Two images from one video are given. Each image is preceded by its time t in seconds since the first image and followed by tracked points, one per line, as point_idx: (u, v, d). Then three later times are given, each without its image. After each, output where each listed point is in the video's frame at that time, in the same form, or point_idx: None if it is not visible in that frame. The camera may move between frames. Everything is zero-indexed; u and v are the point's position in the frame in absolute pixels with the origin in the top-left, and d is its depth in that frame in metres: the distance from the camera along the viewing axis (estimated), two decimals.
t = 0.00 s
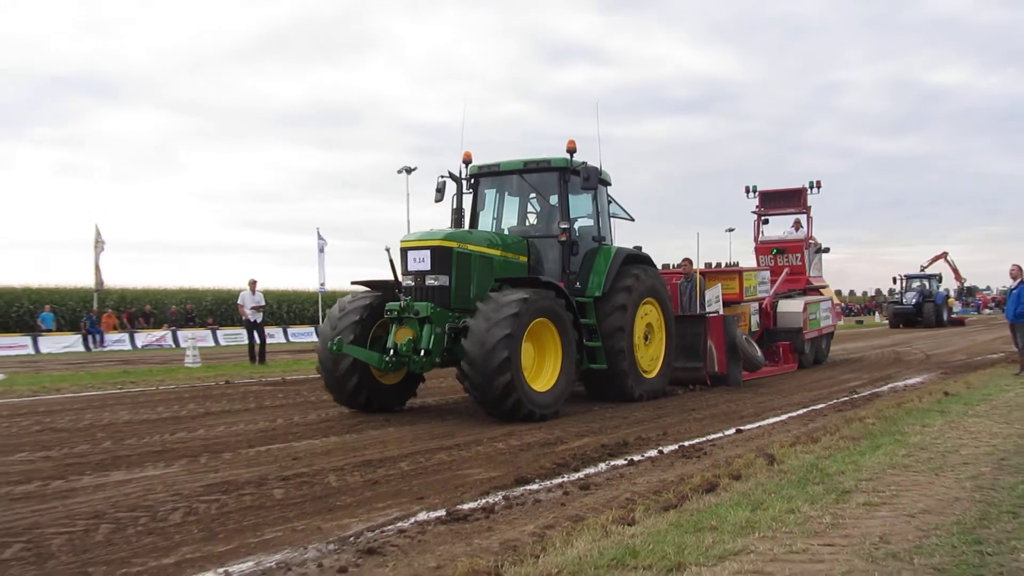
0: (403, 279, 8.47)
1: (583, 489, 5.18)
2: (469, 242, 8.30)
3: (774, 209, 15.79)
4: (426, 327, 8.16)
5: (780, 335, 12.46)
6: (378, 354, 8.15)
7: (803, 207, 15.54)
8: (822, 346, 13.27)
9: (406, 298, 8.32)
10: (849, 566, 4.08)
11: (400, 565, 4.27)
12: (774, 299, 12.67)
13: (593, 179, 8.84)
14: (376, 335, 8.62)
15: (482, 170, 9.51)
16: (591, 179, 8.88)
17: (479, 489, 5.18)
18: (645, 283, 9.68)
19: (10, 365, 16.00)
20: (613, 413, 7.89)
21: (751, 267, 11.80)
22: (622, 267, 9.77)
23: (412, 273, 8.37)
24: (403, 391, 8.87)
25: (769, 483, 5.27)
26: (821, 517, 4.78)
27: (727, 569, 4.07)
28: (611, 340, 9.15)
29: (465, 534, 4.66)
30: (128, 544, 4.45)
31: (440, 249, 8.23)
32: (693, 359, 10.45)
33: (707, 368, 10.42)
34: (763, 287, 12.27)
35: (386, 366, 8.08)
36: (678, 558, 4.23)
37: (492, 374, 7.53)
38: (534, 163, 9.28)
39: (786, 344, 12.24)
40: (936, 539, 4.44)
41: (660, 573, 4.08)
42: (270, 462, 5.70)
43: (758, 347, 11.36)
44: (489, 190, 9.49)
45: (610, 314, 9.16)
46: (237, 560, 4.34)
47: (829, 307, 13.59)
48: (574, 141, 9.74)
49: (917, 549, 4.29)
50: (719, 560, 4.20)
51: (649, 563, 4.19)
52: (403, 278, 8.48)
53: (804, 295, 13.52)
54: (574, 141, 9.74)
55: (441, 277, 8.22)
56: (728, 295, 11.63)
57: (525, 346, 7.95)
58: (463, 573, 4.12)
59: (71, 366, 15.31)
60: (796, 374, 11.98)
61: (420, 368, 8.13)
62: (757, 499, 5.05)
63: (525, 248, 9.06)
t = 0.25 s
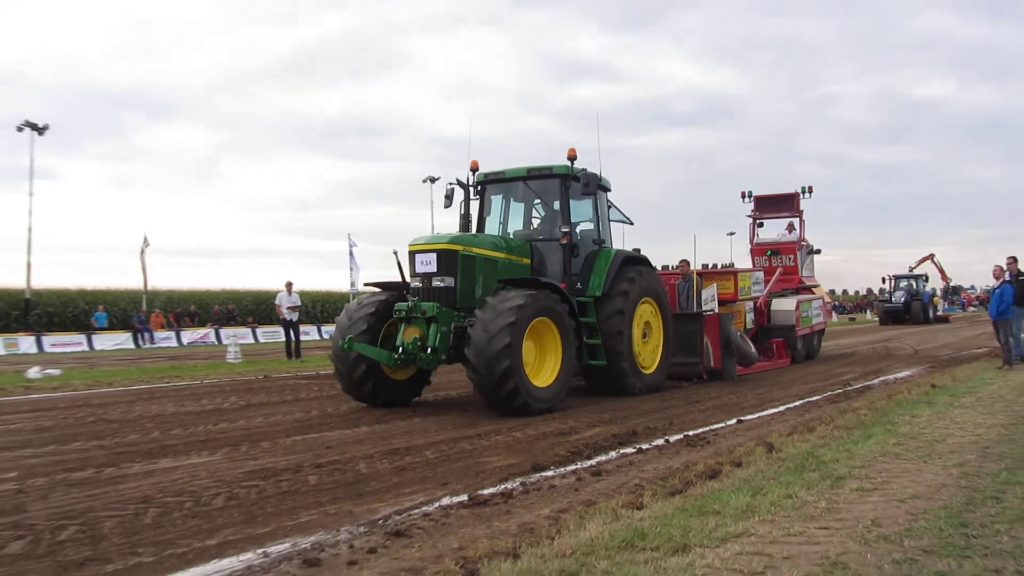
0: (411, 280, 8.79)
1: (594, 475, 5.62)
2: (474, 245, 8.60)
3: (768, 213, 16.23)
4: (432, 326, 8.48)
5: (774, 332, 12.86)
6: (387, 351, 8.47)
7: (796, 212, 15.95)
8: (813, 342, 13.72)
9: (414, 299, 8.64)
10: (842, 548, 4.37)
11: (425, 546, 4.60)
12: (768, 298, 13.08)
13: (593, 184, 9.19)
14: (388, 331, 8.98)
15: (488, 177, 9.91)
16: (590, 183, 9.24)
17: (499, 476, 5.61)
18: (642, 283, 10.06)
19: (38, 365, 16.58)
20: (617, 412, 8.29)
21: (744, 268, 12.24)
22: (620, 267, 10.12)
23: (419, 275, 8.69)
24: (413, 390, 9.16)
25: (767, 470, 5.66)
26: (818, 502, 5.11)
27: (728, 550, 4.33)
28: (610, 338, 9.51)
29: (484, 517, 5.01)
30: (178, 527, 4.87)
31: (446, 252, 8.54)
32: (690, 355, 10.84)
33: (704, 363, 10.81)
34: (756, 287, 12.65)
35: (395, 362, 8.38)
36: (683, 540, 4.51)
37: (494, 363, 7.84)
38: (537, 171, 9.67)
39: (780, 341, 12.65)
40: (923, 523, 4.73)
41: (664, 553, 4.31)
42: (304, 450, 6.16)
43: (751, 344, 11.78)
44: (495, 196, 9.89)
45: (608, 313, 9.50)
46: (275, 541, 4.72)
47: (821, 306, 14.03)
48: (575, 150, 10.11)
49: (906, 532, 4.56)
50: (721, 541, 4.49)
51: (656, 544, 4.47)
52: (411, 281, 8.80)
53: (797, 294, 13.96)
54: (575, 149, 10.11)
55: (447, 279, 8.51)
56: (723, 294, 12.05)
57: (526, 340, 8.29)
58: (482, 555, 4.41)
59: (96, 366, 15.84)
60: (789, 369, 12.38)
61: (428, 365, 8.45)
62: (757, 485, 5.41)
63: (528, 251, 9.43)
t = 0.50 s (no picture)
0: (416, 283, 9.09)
1: (602, 465, 6.11)
2: (475, 249, 8.91)
3: (762, 215, 16.64)
4: (436, 325, 8.76)
5: (768, 329, 13.26)
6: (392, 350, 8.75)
7: (790, 216, 16.34)
8: (806, 339, 14.13)
9: (418, 300, 8.93)
10: (838, 534, 4.40)
11: (445, 532, 4.79)
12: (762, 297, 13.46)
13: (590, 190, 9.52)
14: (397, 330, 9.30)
15: (491, 184, 10.27)
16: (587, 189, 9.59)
17: (512, 466, 6.20)
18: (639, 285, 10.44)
19: (74, 365, 17.14)
20: (622, 407, 8.69)
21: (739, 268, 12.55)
22: (617, 270, 10.49)
23: (423, 277, 8.98)
24: (417, 387, 9.50)
25: (765, 459, 6.01)
26: (813, 489, 5.24)
27: (729, 536, 4.37)
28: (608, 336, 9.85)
29: (501, 503, 5.32)
30: (216, 513, 5.27)
31: (448, 255, 8.84)
32: (686, 351, 11.19)
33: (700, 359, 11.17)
34: (751, 287, 13.01)
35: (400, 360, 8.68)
36: (687, 526, 4.55)
37: (493, 351, 8.15)
38: (536, 177, 10.01)
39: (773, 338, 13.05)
40: (915, 510, 4.79)
41: (669, 538, 4.37)
42: (332, 446, 6.94)
43: (744, 340, 12.15)
44: (498, 202, 10.25)
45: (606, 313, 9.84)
46: (305, 528, 5.00)
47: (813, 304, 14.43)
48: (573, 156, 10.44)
49: (899, 519, 4.62)
50: (722, 528, 4.52)
51: (661, 530, 4.50)
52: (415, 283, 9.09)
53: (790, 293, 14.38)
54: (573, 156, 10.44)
55: (449, 281, 8.80)
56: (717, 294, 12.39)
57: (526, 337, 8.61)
58: (498, 540, 4.55)
59: (135, 364, 16.49)
60: (783, 366, 12.77)
61: (431, 363, 8.73)
62: (756, 473, 5.68)
63: (529, 255, 9.79)
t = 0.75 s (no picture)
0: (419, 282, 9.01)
1: (620, 463, 6.14)
2: (479, 248, 8.83)
3: (775, 214, 16.57)
4: (438, 326, 8.71)
5: (781, 329, 13.22)
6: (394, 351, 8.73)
7: (803, 214, 16.27)
8: (820, 338, 14.07)
9: (421, 300, 8.88)
10: (856, 533, 4.40)
11: (464, 528, 4.84)
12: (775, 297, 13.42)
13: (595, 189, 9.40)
14: (400, 330, 9.27)
15: (496, 182, 10.18)
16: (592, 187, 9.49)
17: (530, 464, 6.25)
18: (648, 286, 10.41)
19: (100, 363, 17.35)
20: (639, 405, 8.71)
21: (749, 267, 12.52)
22: (626, 271, 10.43)
23: (426, 276, 8.89)
24: (419, 388, 9.44)
25: (782, 459, 5.99)
26: (831, 488, 5.24)
27: (747, 534, 4.39)
28: (615, 335, 9.82)
29: (519, 501, 5.35)
30: (237, 511, 5.33)
31: (452, 254, 8.76)
32: (695, 351, 11.17)
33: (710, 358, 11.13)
34: (763, 285, 12.96)
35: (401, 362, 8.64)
36: (704, 524, 4.56)
37: (495, 340, 7.98)
38: (542, 175, 9.91)
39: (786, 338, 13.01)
40: (935, 510, 4.79)
41: (686, 536, 4.40)
42: (352, 443, 7.02)
43: (756, 340, 12.09)
44: (503, 200, 10.17)
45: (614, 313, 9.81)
46: (325, 525, 5.06)
47: (827, 303, 14.37)
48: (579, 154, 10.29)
49: (917, 519, 4.62)
50: (740, 526, 4.54)
51: (678, 528, 4.53)
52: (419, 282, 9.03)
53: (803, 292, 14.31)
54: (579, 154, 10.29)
55: (452, 281, 8.74)
56: (729, 292, 12.30)
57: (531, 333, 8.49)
58: (517, 537, 4.59)
59: (159, 362, 16.67)
60: (797, 365, 12.74)
61: (433, 364, 8.69)
62: (773, 472, 5.67)
63: (535, 253, 9.72)
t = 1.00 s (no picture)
0: (421, 280, 8.79)
1: (638, 462, 6.13)
2: (481, 244, 8.61)
3: (792, 212, 16.47)
4: (439, 326, 8.46)
5: (796, 328, 13.13)
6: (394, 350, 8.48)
7: (819, 211, 16.15)
8: (837, 338, 13.97)
9: (421, 299, 8.64)
10: (877, 534, 4.36)
11: (482, 527, 4.85)
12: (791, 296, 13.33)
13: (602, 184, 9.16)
14: (403, 329, 9.04)
15: (502, 178, 9.99)
16: (598, 182, 9.22)
17: (548, 463, 6.23)
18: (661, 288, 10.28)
19: (124, 361, 17.54)
20: (657, 404, 8.69)
21: (764, 265, 12.32)
22: (636, 269, 10.22)
23: (428, 275, 8.67)
24: (424, 388, 9.28)
25: (802, 459, 5.95)
26: (851, 489, 5.21)
27: (766, 535, 4.36)
28: (624, 334, 9.63)
29: (537, 500, 5.35)
30: (256, 508, 5.37)
31: (453, 252, 8.53)
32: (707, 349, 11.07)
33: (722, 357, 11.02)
34: (778, 284, 12.81)
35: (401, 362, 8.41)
36: (723, 524, 4.54)
37: (498, 331, 7.80)
38: (548, 171, 9.71)
39: (801, 337, 12.93)
40: (957, 511, 4.74)
41: (705, 537, 4.38)
42: (371, 441, 7.04)
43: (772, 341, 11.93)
44: (510, 197, 9.99)
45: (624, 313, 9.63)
46: (344, 523, 5.07)
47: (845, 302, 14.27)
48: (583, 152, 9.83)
49: (940, 520, 4.57)
50: (759, 526, 4.51)
51: (697, 528, 4.51)
52: (420, 280, 8.79)
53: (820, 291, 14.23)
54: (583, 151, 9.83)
55: (455, 279, 8.51)
56: (743, 291, 12.14)
57: (536, 330, 8.30)
58: (534, 536, 4.58)
59: (181, 360, 16.83)
60: (815, 365, 12.65)
61: (434, 365, 8.44)
62: (793, 472, 5.64)
63: (541, 250, 9.54)
